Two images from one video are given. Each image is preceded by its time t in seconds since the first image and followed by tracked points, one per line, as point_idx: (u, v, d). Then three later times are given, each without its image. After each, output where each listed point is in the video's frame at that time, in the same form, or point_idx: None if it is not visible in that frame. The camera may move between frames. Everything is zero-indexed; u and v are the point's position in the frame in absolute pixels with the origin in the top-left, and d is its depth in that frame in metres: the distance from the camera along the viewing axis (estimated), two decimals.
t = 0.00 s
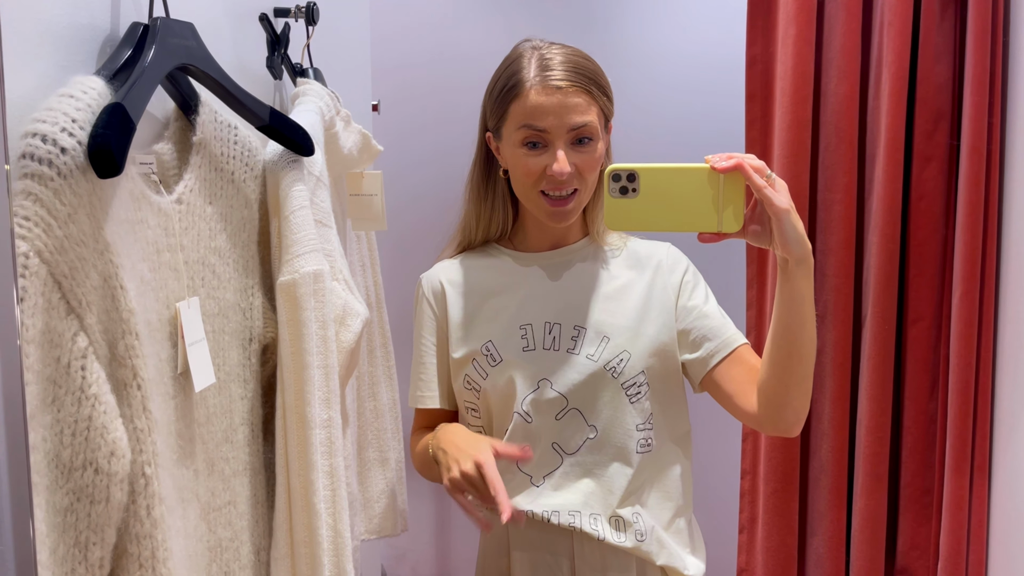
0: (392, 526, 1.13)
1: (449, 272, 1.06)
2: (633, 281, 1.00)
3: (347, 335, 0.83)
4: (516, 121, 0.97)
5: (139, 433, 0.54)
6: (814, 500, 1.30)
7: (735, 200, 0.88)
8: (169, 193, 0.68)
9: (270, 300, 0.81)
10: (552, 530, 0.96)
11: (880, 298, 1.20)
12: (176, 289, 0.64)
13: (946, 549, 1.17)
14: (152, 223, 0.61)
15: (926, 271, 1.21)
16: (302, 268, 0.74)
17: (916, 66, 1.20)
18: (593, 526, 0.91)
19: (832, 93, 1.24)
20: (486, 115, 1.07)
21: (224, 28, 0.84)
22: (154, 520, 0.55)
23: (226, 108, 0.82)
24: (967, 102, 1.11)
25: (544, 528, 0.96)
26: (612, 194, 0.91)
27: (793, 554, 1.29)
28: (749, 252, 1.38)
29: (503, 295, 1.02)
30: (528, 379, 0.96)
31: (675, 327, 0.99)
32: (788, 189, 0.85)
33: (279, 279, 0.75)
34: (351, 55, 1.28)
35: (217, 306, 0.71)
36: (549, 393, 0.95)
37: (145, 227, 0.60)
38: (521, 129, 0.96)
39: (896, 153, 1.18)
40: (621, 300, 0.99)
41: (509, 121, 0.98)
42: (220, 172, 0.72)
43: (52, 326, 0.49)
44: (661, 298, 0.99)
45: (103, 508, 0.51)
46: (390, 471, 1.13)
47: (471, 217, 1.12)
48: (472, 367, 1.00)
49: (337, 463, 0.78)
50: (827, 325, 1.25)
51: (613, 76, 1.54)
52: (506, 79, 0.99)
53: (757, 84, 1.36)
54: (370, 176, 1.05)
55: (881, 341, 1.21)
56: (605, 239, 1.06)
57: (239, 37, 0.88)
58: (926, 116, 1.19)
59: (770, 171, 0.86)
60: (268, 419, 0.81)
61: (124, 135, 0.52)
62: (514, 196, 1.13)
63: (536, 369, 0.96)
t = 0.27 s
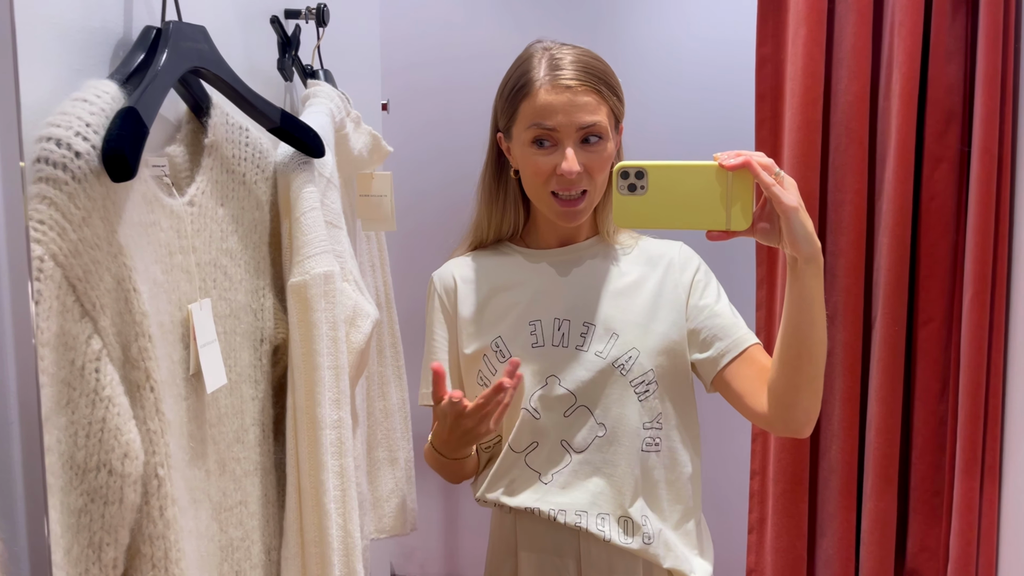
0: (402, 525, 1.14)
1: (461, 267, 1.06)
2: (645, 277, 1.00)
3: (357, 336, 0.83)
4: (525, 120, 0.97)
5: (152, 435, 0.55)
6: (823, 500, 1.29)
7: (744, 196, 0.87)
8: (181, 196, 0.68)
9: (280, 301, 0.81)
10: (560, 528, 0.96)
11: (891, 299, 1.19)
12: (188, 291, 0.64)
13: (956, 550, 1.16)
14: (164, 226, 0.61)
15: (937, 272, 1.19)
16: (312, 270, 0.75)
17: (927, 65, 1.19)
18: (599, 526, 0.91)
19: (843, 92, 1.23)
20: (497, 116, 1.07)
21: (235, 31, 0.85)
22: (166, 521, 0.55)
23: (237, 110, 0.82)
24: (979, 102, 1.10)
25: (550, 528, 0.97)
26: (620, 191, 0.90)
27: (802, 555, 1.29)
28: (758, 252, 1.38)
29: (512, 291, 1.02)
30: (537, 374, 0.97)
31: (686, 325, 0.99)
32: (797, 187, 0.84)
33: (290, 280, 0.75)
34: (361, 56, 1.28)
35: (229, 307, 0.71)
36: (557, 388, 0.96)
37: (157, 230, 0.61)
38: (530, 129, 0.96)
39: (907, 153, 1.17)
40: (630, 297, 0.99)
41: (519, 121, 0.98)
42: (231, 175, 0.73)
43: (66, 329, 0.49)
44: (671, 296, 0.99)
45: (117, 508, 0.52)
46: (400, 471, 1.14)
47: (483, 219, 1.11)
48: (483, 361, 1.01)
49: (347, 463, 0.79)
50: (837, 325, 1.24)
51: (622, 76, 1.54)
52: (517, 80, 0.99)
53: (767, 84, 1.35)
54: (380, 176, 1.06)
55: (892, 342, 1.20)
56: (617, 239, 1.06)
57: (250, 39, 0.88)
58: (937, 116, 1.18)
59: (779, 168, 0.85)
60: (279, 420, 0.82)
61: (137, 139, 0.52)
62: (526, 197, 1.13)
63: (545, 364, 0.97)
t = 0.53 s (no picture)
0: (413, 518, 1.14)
1: (474, 265, 1.07)
2: (658, 272, 1.01)
3: (370, 329, 0.84)
4: (547, 106, 0.97)
5: (170, 425, 0.56)
6: (833, 496, 1.29)
7: (751, 194, 0.87)
8: (197, 190, 0.69)
9: (294, 295, 0.82)
10: (574, 524, 0.97)
11: (902, 295, 1.19)
12: (204, 284, 0.65)
13: (966, 547, 1.15)
14: (181, 219, 0.62)
15: (948, 268, 1.19)
16: (326, 264, 0.75)
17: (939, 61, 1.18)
18: (613, 521, 0.91)
19: (854, 88, 1.22)
20: (514, 107, 1.08)
21: (249, 27, 0.86)
22: (184, 509, 0.56)
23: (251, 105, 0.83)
24: (992, 98, 1.10)
25: (564, 524, 0.97)
26: (630, 188, 0.91)
27: (812, 550, 1.28)
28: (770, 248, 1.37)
29: (525, 288, 1.02)
30: (550, 370, 0.97)
31: (697, 322, 0.99)
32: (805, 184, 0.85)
33: (304, 274, 0.76)
34: (373, 52, 1.29)
35: (243, 300, 0.72)
36: (569, 385, 0.96)
37: (174, 223, 0.61)
38: (552, 113, 0.96)
39: (918, 148, 1.16)
40: (642, 294, 0.99)
41: (541, 107, 0.98)
42: (246, 169, 0.73)
43: (87, 320, 0.50)
44: (681, 293, 0.99)
45: (135, 497, 0.52)
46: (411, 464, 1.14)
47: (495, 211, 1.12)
48: (495, 358, 1.01)
49: (360, 455, 0.79)
50: (848, 321, 1.24)
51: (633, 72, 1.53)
52: (537, 68, 1.00)
53: (778, 80, 1.34)
54: (392, 172, 1.06)
55: (902, 338, 1.19)
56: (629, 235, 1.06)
57: (264, 36, 0.89)
58: (948, 112, 1.17)
59: (787, 166, 0.85)
60: (292, 412, 0.83)
61: (154, 133, 0.53)
62: (539, 189, 1.13)
63: (558, 360, 0.97)
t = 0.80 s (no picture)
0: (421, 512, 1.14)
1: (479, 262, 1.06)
2: (665, 268, 1.00)
3: (377, 323, 0.83)
4: (564, 103, 0.96)
5: (177, 418, 0.55)
6: (841, 493, 1.28)
7: (759, 191, 0.86)
8: (204, 182, 0.69)
9: (302, 289, 0.81)
10: (580, 520, 0.96)
11: (911, 292, 1.18)
12: (211, 277, 0.65)
13: (975, 544, 1.14)
14: (188, 211, 0.62)
15: (958, 264, 1.18)
16: (333, 257, 0.75)
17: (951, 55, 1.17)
18: (620, 518, 0.91)
19: (864, 83, 1.21)
20: (526, 99, 1.06)
21: (257, 20, 0.85)
22: (191, 503, 0.56)
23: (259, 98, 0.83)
24: (1004, 92, 1.08)
25: (569, 520, 0.97)
26: (636, 186, 0.90)
27: (819, 547, 1.27)
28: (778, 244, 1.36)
29: (532, 283, 1.02)
30: (557, 366, 0.96)
31: (705, 318, 0.98)
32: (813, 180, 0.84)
33: (311, 267, 0.75)
34: (380, 46, 1.28)
35: (250, 293, 0.72)
36: (577, 381, 0.95)
37: (181, 215, 0.61)
38: (569, 111, 0.95)
39: (929, 142, 1.15)
40: (650, 290, 0.98)
41: (556, 104, 0.97)
42: (253, 162, 0.73)
43: (93, 311, 0.50)
44: (690, 289, 0.98)
45: (142, 490, 0.52)
46: (417, 459, 1.14)
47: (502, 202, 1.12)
48: (502, 354, 1.01)
49: (366, 449, 0.78)
50: (856, 317, 1.23)
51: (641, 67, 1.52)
52: (553, 63, 0.99)
53: (787, 74, 1.33)
54: (398, 165, 1.06)
55: (911, 334, 1.18)
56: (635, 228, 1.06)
57: (271, 28, 0.89)
58: (959, 106, 1.15)
59: (795, 162, 0.84)
60: (299, 406, 0.82)
61: (161, 124, 0.53)
62: (546, 181, 1.13)
63: (564, 356, 0.96)
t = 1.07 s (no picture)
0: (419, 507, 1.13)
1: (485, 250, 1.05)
2: (670, 263, 0.99)
3: (379, 316, 0.83)
4: (564, 97, 0.95)
5: (178, 408, 0.55)
6: (844, 490, 1.27)
7: (766, 186, 0.86)
8: (207, 173, 0.69)
9: (304, 281, 0.81)
10: (585, 516, 0.96)
11: (917, 288, 1.17)
12: (213, 268, 0.65)
13: (979, 542, 1.13)
14: (190, 201, 0.61)
15: (964, 260, 1.17)
16: (336, 249, 0.75)
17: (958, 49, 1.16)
18: (627, 514, 0.91)
19: (871, 77, 1.20)
20: (528, 94, 1.06)
21: (260, 11, 0.85)
22: (191, 494, 0.55)
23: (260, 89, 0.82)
24: (1012, 86, 1.07)
25: (576, 515, 0.96)
26: (642, 183, 0.88)
27: (822, 544, 1.27)
28: (783, 240, 1.35)
29: (536, 275, 1.01)
30: (562, 361, 0.96)
31: (711, 313, 0.97)
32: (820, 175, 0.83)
33: (313, 259, 0.75)
34: (383, 39, 1.27)
35: (252, 285, 0.71)
36: (582, 376, 0.95)
37: (183, 205, 0.61)
38: (569, 105, 0.95)
39: (936, 137, 1.14)
40: (656, 283, 0.98)
41: (556, 98, 0.97)
42: (256, 153, 0.73)
43: (94, 301, 0.50)
44: (695, 283, 0.98)
45: (142, 480, 0.52)
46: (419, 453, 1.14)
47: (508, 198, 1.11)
48: (507, 345, 1.01)
49: (369, 442, 0.78)
50: (862, 314, 1.22)
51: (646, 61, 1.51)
52: (553, 57, 0.98)
53: (793, 68, 1.32)
54: (403, 159, 1.05)
55: (917, 330, 1.17)
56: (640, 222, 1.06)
57: (275, 19, 0.88)
58: (967, 100, 1.14)
59: (802, 156, 0.84)
60: (301, 399, 0.82)
61: (163, 113, 0.53)
62: (552, 176, 1.12)
63: (570, 351, 0.96)
